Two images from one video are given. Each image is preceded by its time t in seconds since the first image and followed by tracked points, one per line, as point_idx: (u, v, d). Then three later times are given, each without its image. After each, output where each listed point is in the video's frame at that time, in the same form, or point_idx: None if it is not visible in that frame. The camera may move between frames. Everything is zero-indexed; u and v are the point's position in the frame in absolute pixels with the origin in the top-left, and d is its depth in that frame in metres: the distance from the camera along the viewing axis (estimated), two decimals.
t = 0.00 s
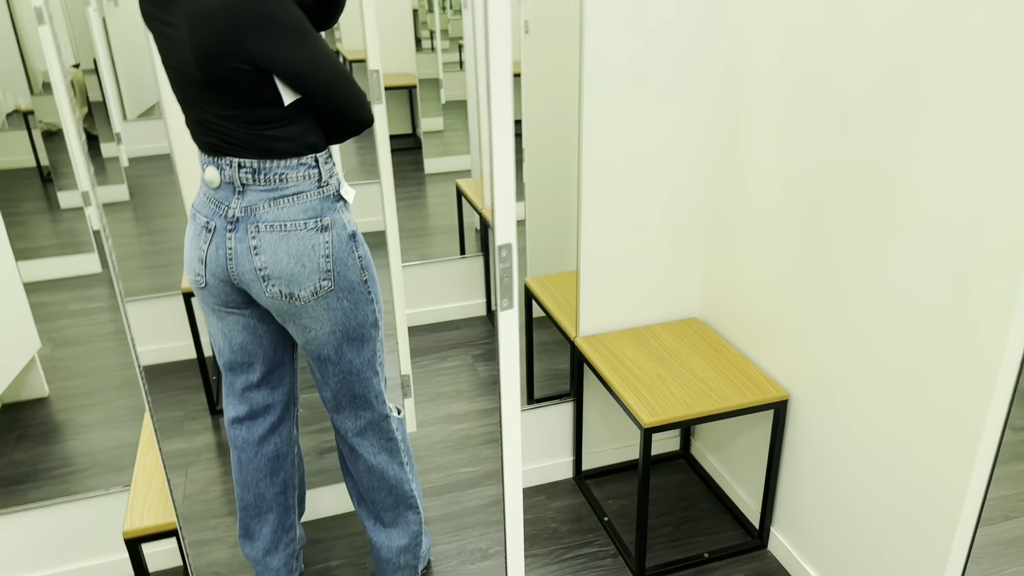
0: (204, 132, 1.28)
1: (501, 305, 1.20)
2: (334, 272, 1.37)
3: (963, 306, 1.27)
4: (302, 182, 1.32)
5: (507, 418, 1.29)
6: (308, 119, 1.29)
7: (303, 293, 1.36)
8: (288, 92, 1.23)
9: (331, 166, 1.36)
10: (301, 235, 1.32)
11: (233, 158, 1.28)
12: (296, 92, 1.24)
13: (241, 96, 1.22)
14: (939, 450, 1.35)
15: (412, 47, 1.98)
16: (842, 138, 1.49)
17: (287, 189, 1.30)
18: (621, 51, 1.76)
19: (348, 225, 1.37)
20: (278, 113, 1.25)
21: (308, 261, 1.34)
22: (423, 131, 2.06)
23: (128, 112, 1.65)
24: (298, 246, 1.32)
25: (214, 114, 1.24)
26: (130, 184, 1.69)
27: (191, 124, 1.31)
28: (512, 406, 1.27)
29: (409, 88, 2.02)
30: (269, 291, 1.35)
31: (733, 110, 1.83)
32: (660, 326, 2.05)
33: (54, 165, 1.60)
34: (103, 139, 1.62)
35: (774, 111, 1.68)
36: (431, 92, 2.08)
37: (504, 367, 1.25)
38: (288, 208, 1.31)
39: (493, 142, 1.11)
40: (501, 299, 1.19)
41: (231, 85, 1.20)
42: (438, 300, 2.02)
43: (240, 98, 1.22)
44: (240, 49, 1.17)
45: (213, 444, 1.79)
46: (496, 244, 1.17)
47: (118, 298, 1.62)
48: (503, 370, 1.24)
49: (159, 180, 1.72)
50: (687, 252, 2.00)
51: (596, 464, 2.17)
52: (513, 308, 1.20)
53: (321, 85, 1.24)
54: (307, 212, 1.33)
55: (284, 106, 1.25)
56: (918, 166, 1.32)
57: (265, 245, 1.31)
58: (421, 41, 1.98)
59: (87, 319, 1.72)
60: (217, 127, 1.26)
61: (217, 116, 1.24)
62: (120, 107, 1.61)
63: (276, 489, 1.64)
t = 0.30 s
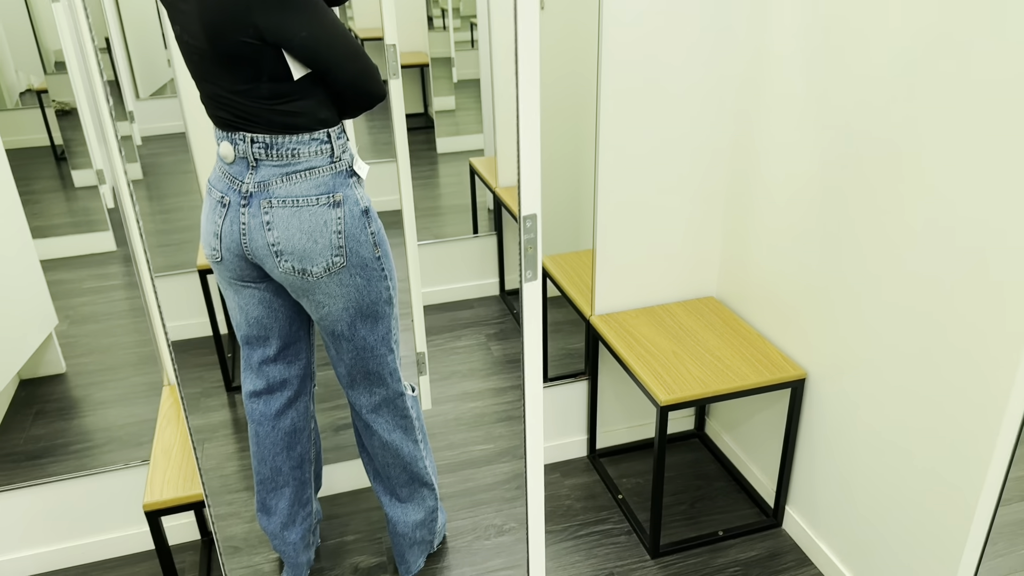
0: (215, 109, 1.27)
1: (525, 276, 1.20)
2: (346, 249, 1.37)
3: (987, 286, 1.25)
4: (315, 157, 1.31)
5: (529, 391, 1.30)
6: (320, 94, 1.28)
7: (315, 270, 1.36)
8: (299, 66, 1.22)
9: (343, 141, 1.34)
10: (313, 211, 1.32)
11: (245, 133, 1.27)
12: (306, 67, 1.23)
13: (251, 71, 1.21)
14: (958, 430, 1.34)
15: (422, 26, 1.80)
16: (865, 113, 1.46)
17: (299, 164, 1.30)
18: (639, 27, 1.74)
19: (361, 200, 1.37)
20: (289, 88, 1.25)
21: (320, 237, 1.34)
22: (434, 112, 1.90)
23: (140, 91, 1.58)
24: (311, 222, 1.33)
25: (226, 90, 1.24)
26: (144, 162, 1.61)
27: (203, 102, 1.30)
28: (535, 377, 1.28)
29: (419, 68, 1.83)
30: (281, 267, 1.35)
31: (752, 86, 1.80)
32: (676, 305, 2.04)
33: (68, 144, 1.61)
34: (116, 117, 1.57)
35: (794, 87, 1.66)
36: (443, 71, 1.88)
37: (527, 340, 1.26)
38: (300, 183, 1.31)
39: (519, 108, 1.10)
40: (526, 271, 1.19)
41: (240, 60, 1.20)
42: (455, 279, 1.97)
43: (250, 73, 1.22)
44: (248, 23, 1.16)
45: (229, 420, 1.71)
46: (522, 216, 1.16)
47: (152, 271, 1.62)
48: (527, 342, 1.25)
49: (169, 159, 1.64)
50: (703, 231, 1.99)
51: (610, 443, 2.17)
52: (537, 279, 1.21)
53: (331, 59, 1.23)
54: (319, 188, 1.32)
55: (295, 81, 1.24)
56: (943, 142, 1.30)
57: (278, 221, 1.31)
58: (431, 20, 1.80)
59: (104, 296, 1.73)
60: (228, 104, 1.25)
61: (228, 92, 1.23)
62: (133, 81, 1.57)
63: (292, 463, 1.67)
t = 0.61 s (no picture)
0: (223, 89, 1.27)
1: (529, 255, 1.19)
2: (353, 230, 1.37)
3: (999, 266, 1.24)
4: (322, 139, 1.30)
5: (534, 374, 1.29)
6: (325, 75, 1.27)
7: (322, 251, 1.36)
8: (303, 48, 1.21)
9: (350, 122, 1.33)
10: (320, 191, 1.32)
11: (253, 114, 1.27)
12: (311, 48, 1.22)
13: (256, 53, 1.21)
14: (968, 412, 1.33)
15: (430, 7, 1.83)
16: (874, 91, 1.44)
17: (306, 145, 1.30)
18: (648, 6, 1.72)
19: (367, 181, 1.36)
20: (294, 69, 1.24)
21: (327, 218, 1.34)
22: (443, 94, 1.91)
23: (149, 77, 1.59)
24: (318, 203, 1.33)
25: (231, 71, 1.23)
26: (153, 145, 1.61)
27: (212, 82, 1.30)
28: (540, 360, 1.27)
29: (429, 50, 1.85)
30: (289, 247, 1.35)
31: (762, 64, 1.77)
32: (685, 287, 2.03)
33: (77, 130, 1.61)
34: (126, 104, 1.56)
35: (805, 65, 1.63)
36: (451, 54, 1.92)
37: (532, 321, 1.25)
38: (307, 164, 1.31)
39: (522, 82, 1.08)
40: (531, 250, 1.18)
41: (244, 41, 1.19)
42: (463, 263, 1.93)
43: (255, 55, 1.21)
44: (250, 4, 1.15)
45: (240, 403, 1.70)
46: (525, 193, 1.14)
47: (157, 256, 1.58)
48: (532, 324, 1.24)
49: (180, 142, 1.65)
50: (712, 212, 1.97)
51: (619, 425, 2.17)
52: (542, 258, 1.19)
53: (336, 41, 1.22)
54: (326, 168, 1.32)
55: (299, 62, 1.24)
56: (958, 119, 1.27)
57: (285, 201, 1.31)
58: (439, 2, 1.83)
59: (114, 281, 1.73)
60: (234, 85, 1.25)
61: (234, 73, 1.23)
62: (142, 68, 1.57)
63: (302, 443, 1.69)
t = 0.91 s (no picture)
0: (226, 74, 1.29)
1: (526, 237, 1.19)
2: (349, 216, 1.37)
3: (1000, 249, 1.23)
4: (319, 124, 1.31)
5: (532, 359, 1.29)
6: (323, 60, 1.27)
7: (319, 236, 1.37)
8: (301, 33, 1.21)
9: (348, 109, 1.33)
10: (316, 177, 1.33)
11: (253, 99, 1.29)
12: (308, 34, 1.22)
13: (254, 37, 1.21)
14: (968, 395, 1.33)
15: None
16: (876, 76, 1.44)
17: (304, 130, 1.30)
18: None
19: (365, 168, 1.37)
20: (292, 54, 1.24)
21: (323, 204, 1.35)
22: (448, 84, 1.89)
23: (153, 68, 1.61)
24: (314, 189, 1.33)
25: (233, 55, 1.25)
26: (158, 136, 1.65)
27: (216, 67, 1.32)
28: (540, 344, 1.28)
29: (433, 40, 1.83)
30: (286, 233, 1.36)
31: (764, 48, 1.76)
32: (688, 274, 2.02)
33: (84, 121, 1.61)
34: (132, 95, 1.59)
35: (807, 50, 1.62)
36: (456, 43, 1.90)
37: (530, 304, 1.26)
38: (304, 149, 1.31)
39: (518, 64, 1.08)
40: (528, 231, 1.18)
41: (243, 25, 1.20)
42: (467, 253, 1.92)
43: (253, 39, 1.22)
44: None
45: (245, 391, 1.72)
46: (522, 173, 1.14)
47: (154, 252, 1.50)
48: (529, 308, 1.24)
49: (185, 132, 1.68)
50: (715, 199, 1.97)
51: (622, 412, 2.17)
52: (540, 239, 1.19)
53: (333, 27, 1.22)
54: (322, 154, 1.33)
55: (297, 48, 1.24)
56: (960, 101, 1.26)
57: (282, 186, 1.32)
58: None
59: (120, 271, 1.74)
60: (235, 69, 1.26)
61: (234, 57, 1.25)
62: (147, 58, 1.58)
63: (304, 430, 1.71)
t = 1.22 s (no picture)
0: (231, 65, 1.29)
1: (531, 223, 1.20)
2: (353, 205, 1.40)
3: (1005, 237, 1.23)
4: (323, 113, 1.31)
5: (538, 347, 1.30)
6: (327, 51, 1.28)
7: (323, 226, 1.38)
8: (304, 23, 1.24)
9: (351, 99, 1.34)
10: (320, 166, 1.34)
11: (257, 89, 1.28)
12: (311, 24, 1.24)
13: (258, 27, 1.23)
14: (973, 383, 1.32)
15: None
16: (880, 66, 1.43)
17: (308, 119, 1.31)
18: None
19: (368, 158, 1.39)
20: (296, 44, 1.25)
21: (328, 193, 1.37)
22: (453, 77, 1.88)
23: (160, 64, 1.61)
24: (318, 178, 1.35)
25: (238, 44, 1.25)
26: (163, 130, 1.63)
27: (221, 60, 1.32)
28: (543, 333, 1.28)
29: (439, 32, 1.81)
30: (291, 222, 1.37)
31: (769, 39, 1.76)
32: (693, 265, 2.02)
33: (90, 116, 1.63)
34: (137, 90, 1.58)
35: (811, 40, 1.62)
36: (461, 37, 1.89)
37: (535, 291, 1.26)
38: (309, 139, 1.32)
39: (522, 51, 1.08)
40: (531, 218, 1.19)
41: (247, 16, 1.22)
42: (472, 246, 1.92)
43: (257, 30, 1.23)
44: None
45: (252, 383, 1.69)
46: (527, 161, 1.14)
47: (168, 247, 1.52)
48: (535, 295, 1.25)
49: (191, 126, 1.69)
50: (720, 191, 1.96)
51: (627, 403, 2.18)
52: (544, 226, 1.20)
53: (337, 15, 1.24)
54: (327, 143, 1.34)
55: (300, 38, 1.25)
56: (963, 89, 1.26)
57: (287, 176, 1.33)
58: None
59: (126, 265, 1.75)
60: (240, 60, 1.27)
61: (239, 47, 1.25)
62: (152, 54, 1.59)
63: (311, 420, 1.68)
